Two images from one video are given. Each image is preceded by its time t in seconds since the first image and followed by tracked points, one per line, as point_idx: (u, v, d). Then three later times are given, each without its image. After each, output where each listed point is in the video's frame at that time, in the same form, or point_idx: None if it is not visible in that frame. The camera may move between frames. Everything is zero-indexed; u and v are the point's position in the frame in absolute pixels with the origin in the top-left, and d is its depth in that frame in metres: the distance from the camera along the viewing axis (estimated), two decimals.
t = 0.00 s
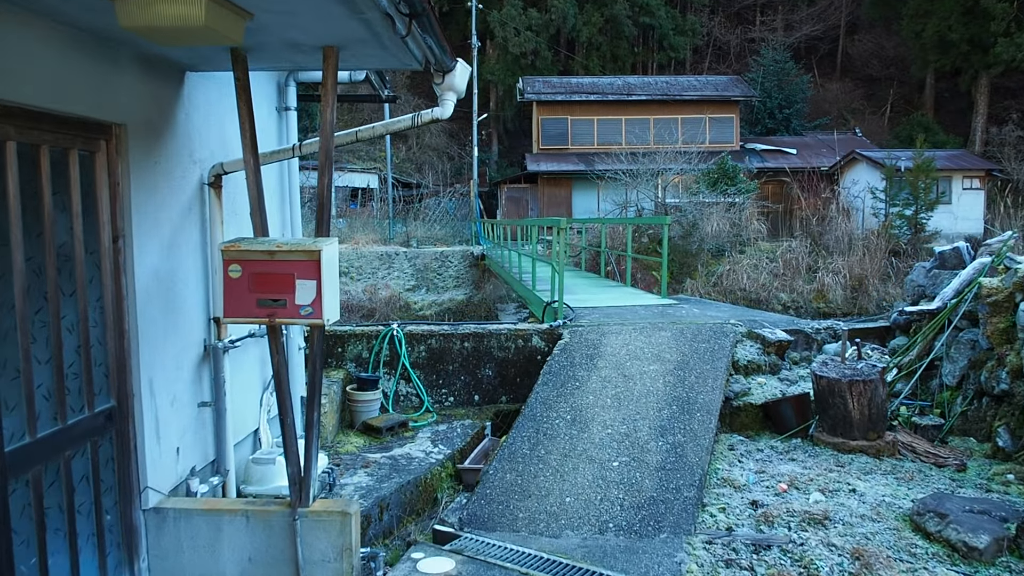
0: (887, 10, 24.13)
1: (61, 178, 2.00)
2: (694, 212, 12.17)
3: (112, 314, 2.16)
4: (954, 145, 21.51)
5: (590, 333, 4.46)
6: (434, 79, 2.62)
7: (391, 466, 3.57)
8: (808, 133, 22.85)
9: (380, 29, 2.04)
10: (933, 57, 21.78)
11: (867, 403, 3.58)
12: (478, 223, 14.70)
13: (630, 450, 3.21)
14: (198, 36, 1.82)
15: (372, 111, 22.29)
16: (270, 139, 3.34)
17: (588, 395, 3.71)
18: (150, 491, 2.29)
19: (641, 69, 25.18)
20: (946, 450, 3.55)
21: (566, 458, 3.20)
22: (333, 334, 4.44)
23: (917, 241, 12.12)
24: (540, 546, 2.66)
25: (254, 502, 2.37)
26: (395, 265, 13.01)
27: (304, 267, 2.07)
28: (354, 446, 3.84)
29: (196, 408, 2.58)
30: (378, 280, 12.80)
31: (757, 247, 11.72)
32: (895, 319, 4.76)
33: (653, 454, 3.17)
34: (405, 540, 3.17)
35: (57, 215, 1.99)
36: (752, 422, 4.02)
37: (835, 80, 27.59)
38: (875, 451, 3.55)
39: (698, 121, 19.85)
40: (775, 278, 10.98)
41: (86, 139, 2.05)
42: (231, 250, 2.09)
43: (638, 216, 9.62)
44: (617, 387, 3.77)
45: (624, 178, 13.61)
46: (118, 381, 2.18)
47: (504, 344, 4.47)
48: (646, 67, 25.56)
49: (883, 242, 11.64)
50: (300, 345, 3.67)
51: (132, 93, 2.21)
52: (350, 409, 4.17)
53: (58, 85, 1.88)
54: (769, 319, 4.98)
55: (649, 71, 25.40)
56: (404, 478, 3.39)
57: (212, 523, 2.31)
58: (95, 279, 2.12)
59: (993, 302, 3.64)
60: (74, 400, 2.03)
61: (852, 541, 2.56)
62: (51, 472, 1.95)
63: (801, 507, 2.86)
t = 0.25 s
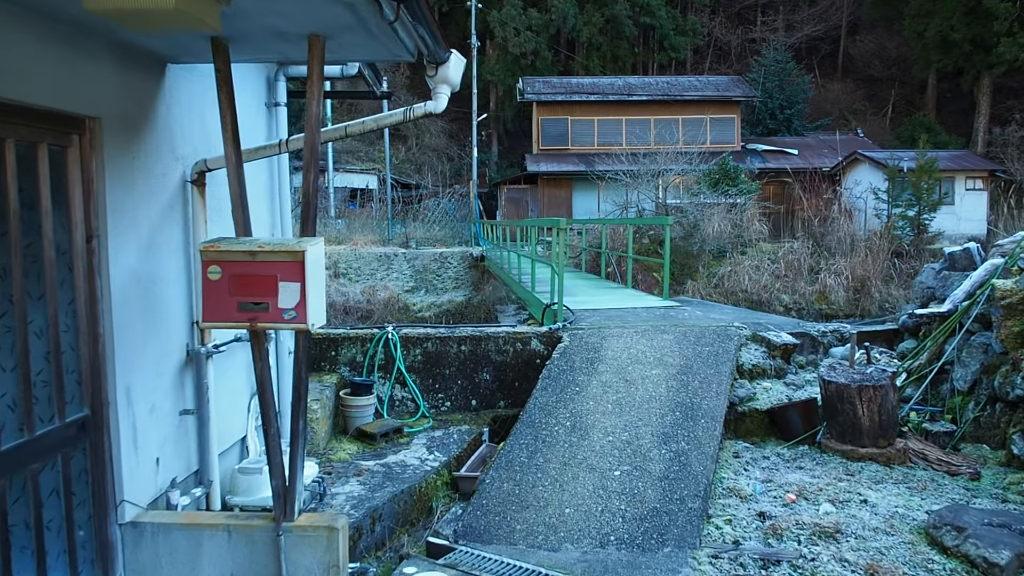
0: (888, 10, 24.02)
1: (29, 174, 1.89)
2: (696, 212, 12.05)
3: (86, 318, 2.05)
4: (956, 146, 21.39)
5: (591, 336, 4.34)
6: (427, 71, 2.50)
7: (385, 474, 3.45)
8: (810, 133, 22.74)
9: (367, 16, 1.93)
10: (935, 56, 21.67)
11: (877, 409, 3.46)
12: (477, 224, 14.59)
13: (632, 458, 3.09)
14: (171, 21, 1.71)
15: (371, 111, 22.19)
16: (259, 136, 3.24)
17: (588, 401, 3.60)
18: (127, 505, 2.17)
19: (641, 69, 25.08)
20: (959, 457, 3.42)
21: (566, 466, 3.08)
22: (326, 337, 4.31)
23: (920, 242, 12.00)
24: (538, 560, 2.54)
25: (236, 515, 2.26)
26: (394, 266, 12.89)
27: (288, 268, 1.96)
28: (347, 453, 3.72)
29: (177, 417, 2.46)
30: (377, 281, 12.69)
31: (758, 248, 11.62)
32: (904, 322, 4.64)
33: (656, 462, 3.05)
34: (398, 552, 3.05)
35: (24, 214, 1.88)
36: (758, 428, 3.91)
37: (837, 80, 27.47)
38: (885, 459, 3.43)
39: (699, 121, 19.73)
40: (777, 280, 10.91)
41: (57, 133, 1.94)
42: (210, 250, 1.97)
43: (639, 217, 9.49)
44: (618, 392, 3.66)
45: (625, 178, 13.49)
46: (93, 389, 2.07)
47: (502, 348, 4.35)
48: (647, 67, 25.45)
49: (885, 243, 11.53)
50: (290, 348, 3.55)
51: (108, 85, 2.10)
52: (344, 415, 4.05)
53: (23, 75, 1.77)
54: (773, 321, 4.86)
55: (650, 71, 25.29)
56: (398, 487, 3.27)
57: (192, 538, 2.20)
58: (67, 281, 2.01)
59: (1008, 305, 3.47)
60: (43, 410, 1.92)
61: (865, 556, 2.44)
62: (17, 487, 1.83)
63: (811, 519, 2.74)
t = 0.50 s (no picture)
0: (891, 9, 23.87)
1: None
2: (697, 212, 11.91)
3: (50, 325, 1.92)
4: (960, 145, 21.23)
5: (591, 339, 4.21)
6: (416, 61, 2.36)
7: (376, 483, 3.32)
8: (812, 133, 22.59)
9: None
10: (939, 55, 21.52)
11: (889, 416, 3.32)
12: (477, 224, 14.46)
13: (633, 468, 2.96)
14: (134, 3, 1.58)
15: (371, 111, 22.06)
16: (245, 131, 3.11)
17: (588, 407, 3.46)
18: (96, 522, 2.04)
19: (643, 69, 24.95)
20: (974, 466, 3.28)
21: (565, 477, 2.95)
22: (318, 340, 4.17)
23: (924, 243, 11.86)
24: None
25: (212, 533, 2.14)
26: (394, 266, 12.76)
27: (264, 271, 1.83)
28: (338, 461, 3.58)
29: (153, 426, 2.34)
30: (376, 282, 12.57)
31: (761, 248, 11.50)
32: (913, 324, 4.50)
33: (659, 473, 2.92)
34: (388, 566, 2.93)
35: None
36: (764, 435, 3.77)
37: (839, 80, 27.31)
38: (897, 467, 3.29)
39: (701, 120, 19.58)
40: (779, 280, 10.81)
41: (19, 125, 1.81)
42: (181, 251, 1.84)
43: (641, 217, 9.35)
44: (619, 398, 3.52)
45: (626, 178, 13.35)
46: (58, 399, 1.94)
47: (499, 352, 4.21)
48: (648, 66, 25.32)
49: (889, 243, 11.39)
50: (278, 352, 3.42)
51: (74, 76, 1.97)
52: (335, 421, 3.91)
53: None
54: (779, 323, 4.72)
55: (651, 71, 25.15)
56: (389, 498, 3.14)
57: (166, 557, 2.09)
58: (30, 285, 1.88)
59: None
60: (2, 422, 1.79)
61: None
62: None
63: (822, 533, 2.61)
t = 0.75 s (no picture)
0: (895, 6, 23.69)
1: None
2: (700, 211, 11.76)
3: (12, 334, 1.79)
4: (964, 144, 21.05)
5: (591, 343, 4.08)
6: (405, 54, 2.23)
7: (368, 494, 3.19)
8: (815, 131, 22.43)
9: None
10: (943, 53, 21.35)
11: (901, 425, 3.19)
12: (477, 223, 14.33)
13: (635, 481, 2.83)
14: None
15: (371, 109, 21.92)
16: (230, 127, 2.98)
17: (588, 415, 3.33)
18: (62, 545, 1.91)
19: (644, 67, 24.78)
20: (991, 477, 3.15)
21: (564, 490, 2.81)
22: (309, 344, 4.04)
23: (929, 242, 11.71)
24: None
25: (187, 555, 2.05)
26: (393, 265, 12.66)
27: (239, 278, 1.70)
28: (329, 471, 3.45)
29: (129, 440, 2.21)
30: (375, 281, 12.44)
31: (764, 247, 11.36)
32: (925, 327, 4.36)
33: (661, 486, 2.79)
34: None
35: None
36: (770, 443, 3.65)
37: (842, 77, 27.13)
38: (910, 479, 3.16)
39: (704, 118, 19.40)
40: (783, 280, 10.69)
41: None
42: (150, 256, 1.71)
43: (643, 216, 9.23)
44: (621, 406, 3.39)
45: (628, 177, 13.19)
46: (22, 413, 1.81)
47: (497, 356, 4.09)
48: (650, 64, 25.14)
49: (893, 242, 11.25)
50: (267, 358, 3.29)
51: (39, 67, 1.84)
52: (327, 428, 3.77)
53: None
54: (785, 326, 4.59)
55: (653, 68, 24.99)
56: (381, 511, 3.01)
57: None
58: None
59: None
60: None
61: None
62: None
63: (835, 552, 2.48)
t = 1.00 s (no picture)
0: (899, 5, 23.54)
1: None
2: (702, 211, 11.62)
3: None
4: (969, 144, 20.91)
5: (592, 348, 3.96)
6: (394, 46, 2.11)
7: (360, 506, 3.07)
8: (818, 131, 22.31)
9: None
10: (947, 52, 21.20)
11: (915, 435, 3.06)
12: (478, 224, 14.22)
13: (638, 493, 2.71)
14: None
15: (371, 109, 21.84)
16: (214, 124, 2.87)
17: (588, 423, 3.21)
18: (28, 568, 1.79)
19: (646, 66, 24.65)
20: (1008, 488, 3.03)
21: (562, 503, 2.69)
22: (301, 349, 3.92)
23: (934, 243, 11.60)
24: None
25: None
26: (393, 266, 12.57)
27: (212, 283, 1.58)
28: (320, 481, 3.33)
29: (102, 454, 2.10)
30: (375, 282, 12.33)
31: (767, 248, 11.26)
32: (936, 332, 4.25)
33: (665, 499, 2.66)
34: None
35: None
36: (777, 452, 3.52)
37: (846, 77, 26.99)
38: (924, 490, 3.04)
39: (706, 118, 19.28)
40: (786, 281, 10.65)
41: None
42: (117, 260, 1.59)
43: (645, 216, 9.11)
44: (622, 414, 3.27)
45: (629, 177, 13.06)
46: None
47: (494, 361, 3.97)
48: (652, 64, 25.02)
49: (898, 243, 11.14)
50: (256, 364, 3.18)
51: None
52: (319, 436, 3.66)
53: None
54: (791, 330, 4.47)
55: (655, 68, 24.87)
56: (372, 524, 2.89)
57: None
58: None
59: None
60: None
61: None
62: None
63: (848, 571, 2.36)
